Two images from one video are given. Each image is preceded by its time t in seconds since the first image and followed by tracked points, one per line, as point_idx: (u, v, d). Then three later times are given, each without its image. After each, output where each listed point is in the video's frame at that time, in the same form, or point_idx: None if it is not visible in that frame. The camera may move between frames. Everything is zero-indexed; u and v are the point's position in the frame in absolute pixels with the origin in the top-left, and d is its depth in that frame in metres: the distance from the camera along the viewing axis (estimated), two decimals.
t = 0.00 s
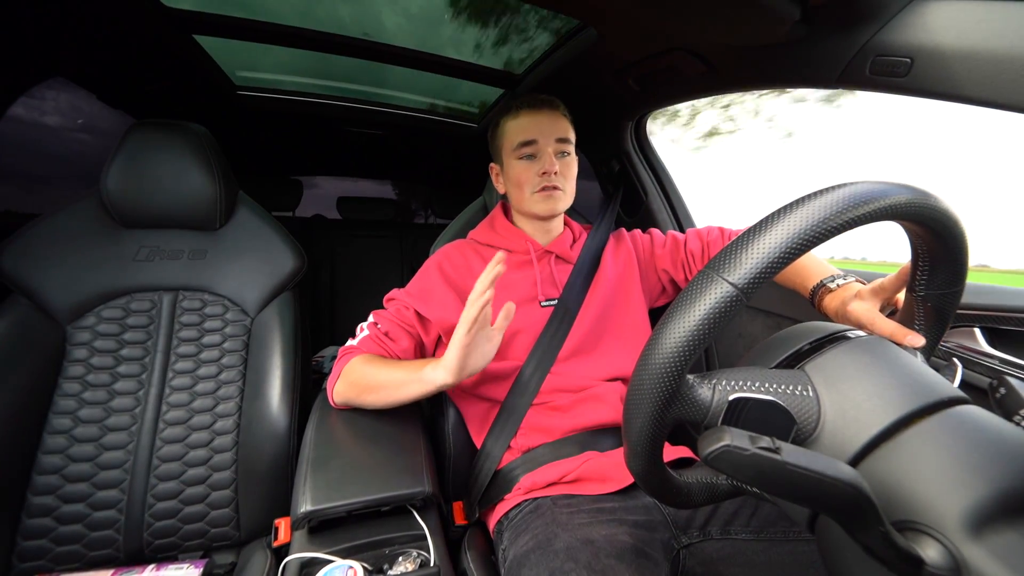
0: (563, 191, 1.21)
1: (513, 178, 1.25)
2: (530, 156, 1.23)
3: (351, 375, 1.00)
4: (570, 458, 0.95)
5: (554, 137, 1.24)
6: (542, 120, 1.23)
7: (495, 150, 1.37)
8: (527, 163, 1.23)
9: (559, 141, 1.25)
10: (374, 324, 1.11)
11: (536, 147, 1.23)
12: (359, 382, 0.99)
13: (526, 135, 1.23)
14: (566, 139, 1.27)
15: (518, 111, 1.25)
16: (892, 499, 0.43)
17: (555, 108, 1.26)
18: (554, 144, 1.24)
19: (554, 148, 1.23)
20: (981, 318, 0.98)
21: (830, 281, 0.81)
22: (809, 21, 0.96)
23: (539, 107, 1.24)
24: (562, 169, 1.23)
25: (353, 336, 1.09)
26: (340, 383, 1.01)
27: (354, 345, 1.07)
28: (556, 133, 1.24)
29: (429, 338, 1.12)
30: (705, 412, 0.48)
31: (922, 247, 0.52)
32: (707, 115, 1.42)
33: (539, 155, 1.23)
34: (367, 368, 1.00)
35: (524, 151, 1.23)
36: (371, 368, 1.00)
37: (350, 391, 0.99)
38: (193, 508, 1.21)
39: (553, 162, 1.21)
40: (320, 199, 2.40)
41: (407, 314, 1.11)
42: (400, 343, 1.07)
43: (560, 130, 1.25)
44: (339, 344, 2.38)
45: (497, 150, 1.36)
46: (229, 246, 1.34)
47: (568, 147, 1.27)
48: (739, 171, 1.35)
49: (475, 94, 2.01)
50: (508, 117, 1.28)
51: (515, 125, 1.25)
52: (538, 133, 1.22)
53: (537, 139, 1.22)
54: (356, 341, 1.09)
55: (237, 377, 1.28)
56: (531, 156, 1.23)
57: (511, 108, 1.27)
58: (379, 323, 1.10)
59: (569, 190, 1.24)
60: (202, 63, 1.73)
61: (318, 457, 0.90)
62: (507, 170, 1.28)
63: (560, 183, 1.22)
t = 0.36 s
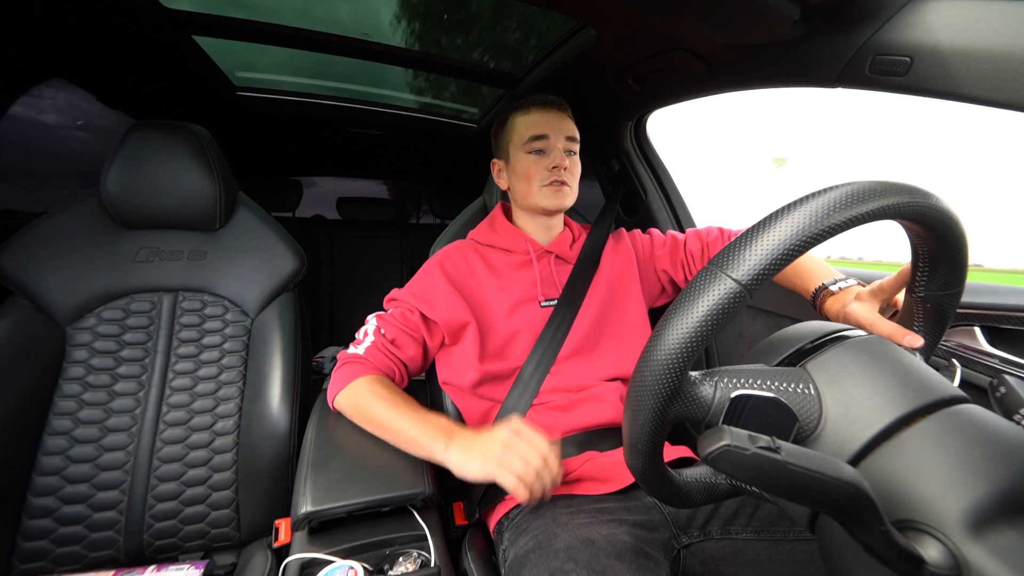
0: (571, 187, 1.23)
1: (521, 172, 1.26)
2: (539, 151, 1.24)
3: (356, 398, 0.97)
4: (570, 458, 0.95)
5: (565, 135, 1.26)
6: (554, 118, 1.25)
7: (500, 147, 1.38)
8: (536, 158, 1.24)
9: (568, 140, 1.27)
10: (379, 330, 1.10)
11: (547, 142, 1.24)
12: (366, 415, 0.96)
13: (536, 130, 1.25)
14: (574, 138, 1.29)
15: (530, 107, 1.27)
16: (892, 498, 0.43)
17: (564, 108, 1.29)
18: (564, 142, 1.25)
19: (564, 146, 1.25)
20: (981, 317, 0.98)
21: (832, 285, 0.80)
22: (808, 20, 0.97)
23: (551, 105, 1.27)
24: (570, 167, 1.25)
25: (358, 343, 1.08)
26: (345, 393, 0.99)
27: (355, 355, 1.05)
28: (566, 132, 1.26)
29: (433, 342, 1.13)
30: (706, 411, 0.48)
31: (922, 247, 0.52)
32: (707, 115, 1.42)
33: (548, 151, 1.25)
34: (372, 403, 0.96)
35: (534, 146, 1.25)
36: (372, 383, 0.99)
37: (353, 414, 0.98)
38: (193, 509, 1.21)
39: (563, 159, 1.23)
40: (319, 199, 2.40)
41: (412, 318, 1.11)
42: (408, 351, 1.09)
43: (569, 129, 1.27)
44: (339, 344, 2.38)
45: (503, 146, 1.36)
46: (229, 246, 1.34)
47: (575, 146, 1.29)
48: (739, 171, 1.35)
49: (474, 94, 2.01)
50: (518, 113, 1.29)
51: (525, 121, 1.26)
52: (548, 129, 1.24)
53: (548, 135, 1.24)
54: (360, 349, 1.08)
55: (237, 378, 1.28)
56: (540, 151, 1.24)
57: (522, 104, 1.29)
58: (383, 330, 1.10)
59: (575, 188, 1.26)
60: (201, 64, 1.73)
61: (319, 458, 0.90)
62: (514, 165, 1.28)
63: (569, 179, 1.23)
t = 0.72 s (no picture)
0: (572, 186, 1.22)
1: (523, 170, 1.26)
2: (542, 149, 1.24)
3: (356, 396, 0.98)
4: (570, 458, 0.95)
5: (568, 134, 1.26)
6: (558, 117, 1.25)
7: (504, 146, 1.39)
8: (539, 156, 1.24)
9: (571, 140, 1.27)
10: (382, 331, 1.09)
11: (550, 141, 1.24)
12: (365, 415, 0.96)
13: (540, 129, 1.25)
14: (577, 139, 1.29)
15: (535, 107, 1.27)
16: (892, 498, 0.43)
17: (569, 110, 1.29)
18: (567, 141, 1.25)
19: (567, 146, 1.25)
20: (981, 318, 0.98)
21: (833, 286, 0.80)
22: (809, 20, 0.96)
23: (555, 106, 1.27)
24: (572, 167, 1.25)
25: (359, 345, 1.07)
26: (346, 393, 0.99)
27: (354, 356, 1.05)
28: (569, 132, 1.26)
29: (434, 343, 1.13)
30: (707, 410, 0.48)
31: (922, 247, 0.52)
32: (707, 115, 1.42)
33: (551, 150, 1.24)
34: (376, 407, 0.95)
35: (537, 144, 1.24)
36: (373, 384, 0.99)
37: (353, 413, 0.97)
38: (193, 509, 1.21)
39: (565, 158, 1.23)
40: (320, 199, 2.40)
41: (414, 319, 1.11)
42: (409, 352, 1.09)
43: (572, 130, 1.27)
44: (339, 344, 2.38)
45: (507, 145, 1.37)
46: (229, 246, 1.34)
47: (578, 146, 1.29)
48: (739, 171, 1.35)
49: (475, 94, 2.01)
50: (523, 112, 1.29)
51: (529, 119, 1.26)
52: (551, 128, 1.24)
53: (552, 134, 1.24)
54: (361, 350, 1.07)
55: (237, 377, 1.28)
56: (543, 150, 1.24)
57: (528, 104, 1.29)
58: (385, 331, 1.09)
59: (576, 188, 1.25)
60: (201, 63, 1.73)
61: (318, 458, 0.90)
62: (516, 163, 1.28)
63: (571, 178, 1.23)
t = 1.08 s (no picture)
0: (576, 184, 1.23)
1: (528, 167, 1.25)
2: (547, 147, 1.24)
3: (355, 392, 0.98)
4: (570, 458, 0.95)
5: (571, 133, 1.27)
6: (563, 116, 1.26)
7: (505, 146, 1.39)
8: (544, 154, 1.24)
9: (575, 139, 1.27)
10: (378, 330, 1.10)
11: (555, 139, 1.24)
12: (365, 408, 0.96)
13: (545, 127, 1.25)
14: (580, 138, 1.29)
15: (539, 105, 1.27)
16: (892, 498, 0.43)
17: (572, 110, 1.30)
18: (572, 140, 1.26)
19: (572, 143, 1.26)
20: (980, 317, 0.99)
21: (830, 282, 0.81)
22: (809, 20, 0.97)
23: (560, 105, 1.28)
24: (577, 164, 1.25)
25: (356, 344, 1.08)
26: (344, 392, 0.99)
27: (354, 355, 1.05)
28: (572, 130, 1.27)
29: (432, 340, 1.13)
30: (706, 411, 0.48)
31: (922, 247, 0.52)
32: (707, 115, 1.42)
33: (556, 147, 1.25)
34: (377, 398, 0.96)
35: (542, 142, 1.24)
36: (371, 378, 0.99)
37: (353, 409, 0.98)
38: (193, 509, 1.21)
39: (570, 155, 1.23)
40: (320, 199, 2.40)
41: (412, 318, 1.11)
42: (406, 350, 1.09)
43: (575, 129, 1.28)
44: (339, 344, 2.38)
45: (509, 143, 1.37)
46: (229, 246, 1.34)
47: (581, 146, 1.29)
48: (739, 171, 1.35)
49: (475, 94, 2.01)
50: (527, 111, 1.29)
51: (534, 117, 1.26)
52: (557, 127, 1.25)
53: (557, 132, 1.24)
54: (357, 348, 1.08)
55: (237, 378, 1.28)
56: (548, 147, 1.24)
57: (532, 103, 1.30)
58: (382, 329, 1.09)
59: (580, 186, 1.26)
60: (201, 64, 1.73)
61: (319, 458, 0.90)
62: (520, 161, 1.28)
63: (575, 176, 1.23)
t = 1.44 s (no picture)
0: (574, 185, 1.23)
1: (526, 169, 1.25)
2: (544, 149, 1.24)
3: (351, 379, 0.99)
4: (570, 457, 0.95)
5: (569, 134, 1.26)
6: (560, 117, 1.26)
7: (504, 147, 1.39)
8: (541, 156, 1.24)
9: (572, 140, 1.27)
10: (373, 324, 1.11)
11: (552, 141, 1.24)
12: (362, 388, 0.98)
13: (542, 128, 1.25)
14: (578, 139, 1.29)
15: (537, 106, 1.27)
16: (892, 498, 0.43)
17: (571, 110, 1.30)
18: (569, 141, 1.26)
19: (569, 145, 1.25)
20: (980, 317, 0.99)
21: (829, 282, 0.81)
22: (809, 20, 0.97)
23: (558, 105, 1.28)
24: (574, 166, 1.25)
25: (352, 337, 1.09)
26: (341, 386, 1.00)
27: (353, 349, 1.06)
28: (570, 131, 1.27)
29: (428, 339, 1.13)
30: (706, 411, 0.48)
31: (922, 247, 0.52)
32: (707, 115, 1.42)
33: (553, 149, 1.25)
34: (372, 373, 0.99)
35: (539, 144, 1.24)
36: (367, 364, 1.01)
37: (351, 396, 0.99)
38: (193, 509, 1.21)
39: (567, 157, 1.23)
40: (320, 199, 2.40)
41: (409, 316, 1.11)
42: (400, 346, 1.08)
43: (574, 130, 1.28)
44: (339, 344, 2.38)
45: (507, 144, 1.37)
46: (229, 246, 1.34)
47: (579, 146, 1.29)
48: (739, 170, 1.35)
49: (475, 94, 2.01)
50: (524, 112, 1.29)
51: (531, 119, 1.26)
52: (554, 128, 1.24)
53: (554, 134, 1.24)
54: (356, 345, 1.08)
55: (237, 377, 1.28)
56: (546, 149, 1.24)
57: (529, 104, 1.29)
58: (378, 325, 1.10)
59: (578, 187, 1.26)
60: (201, 63, 1.73)
61: (319, 458, 0.90)
62: (518, 163, 1.28)
63: (573, 178, 1.23)
